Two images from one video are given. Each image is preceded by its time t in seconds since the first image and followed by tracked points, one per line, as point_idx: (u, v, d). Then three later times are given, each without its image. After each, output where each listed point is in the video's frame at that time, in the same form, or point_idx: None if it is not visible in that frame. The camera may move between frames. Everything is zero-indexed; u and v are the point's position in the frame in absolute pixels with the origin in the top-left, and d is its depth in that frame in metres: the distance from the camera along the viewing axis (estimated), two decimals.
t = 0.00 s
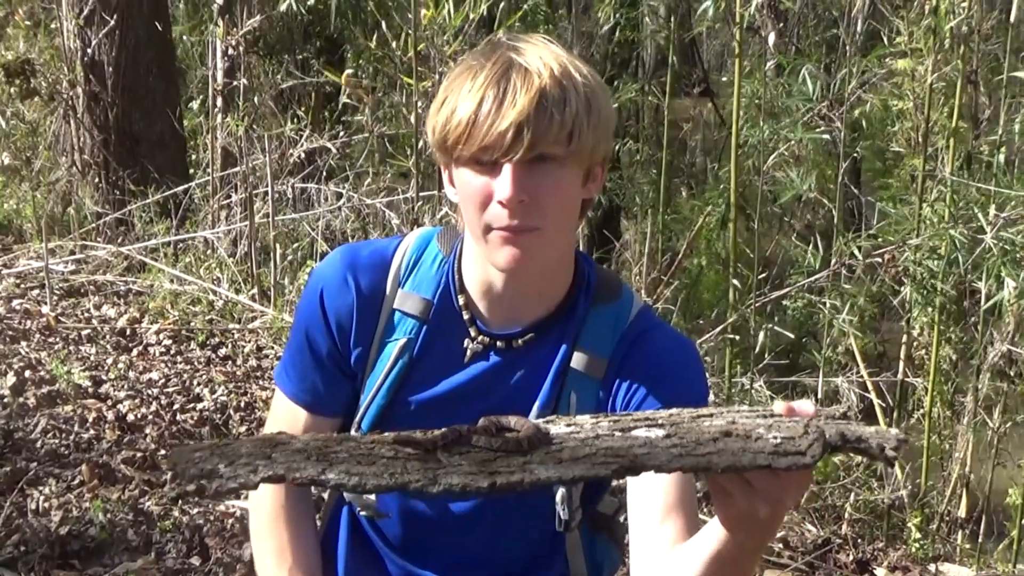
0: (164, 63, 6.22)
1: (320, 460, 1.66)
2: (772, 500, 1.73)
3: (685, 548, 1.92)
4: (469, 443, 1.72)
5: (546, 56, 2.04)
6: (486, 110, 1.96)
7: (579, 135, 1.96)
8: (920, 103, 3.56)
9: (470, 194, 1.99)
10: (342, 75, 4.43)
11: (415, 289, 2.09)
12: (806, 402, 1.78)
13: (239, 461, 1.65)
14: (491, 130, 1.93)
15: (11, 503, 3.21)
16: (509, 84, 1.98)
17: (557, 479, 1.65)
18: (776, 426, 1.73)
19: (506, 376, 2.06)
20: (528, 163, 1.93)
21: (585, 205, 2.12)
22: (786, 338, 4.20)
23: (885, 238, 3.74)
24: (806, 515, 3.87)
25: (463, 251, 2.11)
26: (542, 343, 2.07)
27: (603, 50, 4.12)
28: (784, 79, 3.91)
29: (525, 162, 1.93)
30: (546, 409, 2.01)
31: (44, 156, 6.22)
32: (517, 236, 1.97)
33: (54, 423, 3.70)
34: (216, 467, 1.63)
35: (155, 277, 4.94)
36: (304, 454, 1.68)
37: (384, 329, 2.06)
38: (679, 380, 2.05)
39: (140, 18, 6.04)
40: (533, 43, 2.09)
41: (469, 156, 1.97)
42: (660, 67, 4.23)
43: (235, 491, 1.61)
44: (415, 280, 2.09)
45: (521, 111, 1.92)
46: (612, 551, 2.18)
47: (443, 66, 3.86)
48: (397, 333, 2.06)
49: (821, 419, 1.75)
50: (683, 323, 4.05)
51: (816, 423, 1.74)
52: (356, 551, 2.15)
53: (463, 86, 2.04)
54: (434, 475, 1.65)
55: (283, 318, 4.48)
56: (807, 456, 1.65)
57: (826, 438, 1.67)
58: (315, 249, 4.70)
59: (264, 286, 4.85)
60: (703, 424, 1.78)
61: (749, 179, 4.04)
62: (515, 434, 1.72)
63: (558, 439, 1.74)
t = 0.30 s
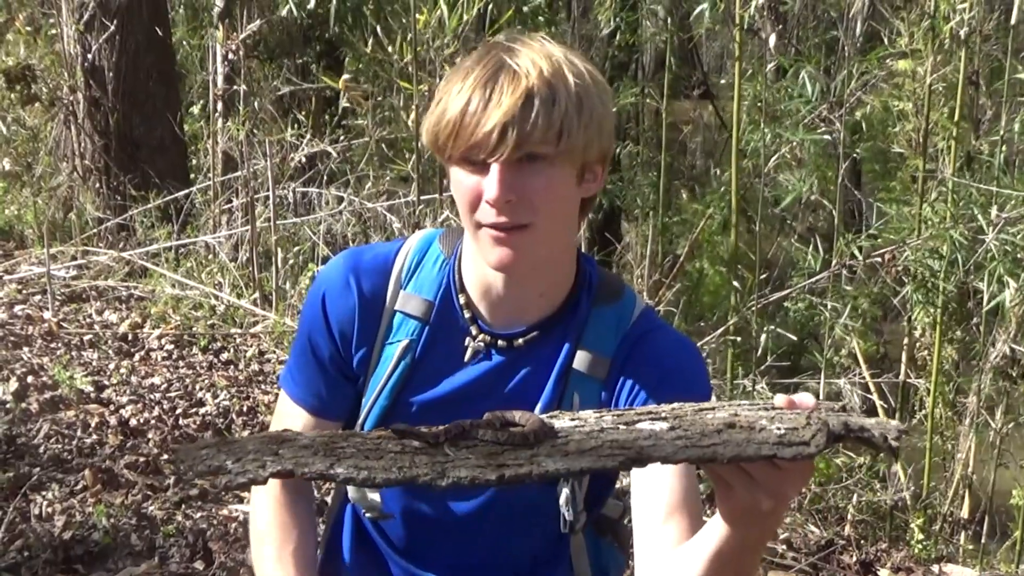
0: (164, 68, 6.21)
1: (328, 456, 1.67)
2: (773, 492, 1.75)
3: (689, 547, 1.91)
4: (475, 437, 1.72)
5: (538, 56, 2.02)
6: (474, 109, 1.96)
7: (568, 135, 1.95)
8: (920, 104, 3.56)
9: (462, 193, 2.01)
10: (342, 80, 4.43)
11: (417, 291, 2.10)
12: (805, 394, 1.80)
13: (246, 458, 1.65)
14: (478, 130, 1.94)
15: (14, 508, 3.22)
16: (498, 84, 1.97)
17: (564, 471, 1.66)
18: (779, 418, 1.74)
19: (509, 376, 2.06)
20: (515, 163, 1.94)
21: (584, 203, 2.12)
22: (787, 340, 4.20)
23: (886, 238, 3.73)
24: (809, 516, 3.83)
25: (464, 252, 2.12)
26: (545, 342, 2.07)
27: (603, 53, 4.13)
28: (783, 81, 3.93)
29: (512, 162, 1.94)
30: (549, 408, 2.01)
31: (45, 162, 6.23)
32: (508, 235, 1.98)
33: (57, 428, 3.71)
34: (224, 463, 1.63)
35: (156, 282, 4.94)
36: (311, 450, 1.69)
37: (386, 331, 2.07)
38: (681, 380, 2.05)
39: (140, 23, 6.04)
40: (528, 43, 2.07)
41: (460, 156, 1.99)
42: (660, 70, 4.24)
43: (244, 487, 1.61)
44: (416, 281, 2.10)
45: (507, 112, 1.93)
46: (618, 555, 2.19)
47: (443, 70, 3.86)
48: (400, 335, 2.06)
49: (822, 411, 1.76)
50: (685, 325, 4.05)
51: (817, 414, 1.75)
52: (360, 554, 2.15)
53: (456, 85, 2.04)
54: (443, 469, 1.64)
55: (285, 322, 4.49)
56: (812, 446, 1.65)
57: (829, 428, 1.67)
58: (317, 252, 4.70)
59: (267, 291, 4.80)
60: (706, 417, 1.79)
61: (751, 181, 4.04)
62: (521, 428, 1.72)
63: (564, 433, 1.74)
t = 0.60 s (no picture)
0: (163, 72, 6.22)
1: (320, 458, 1.65)
2: (765, 489, 1.76)
3: (687, 547, 1.90)
4: (467, 439, 1.72)
5: (539, 57, 2.04)
6: (483, 111, 1.96)
7: (576, 134, 1.98)
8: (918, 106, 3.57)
9: (469, 196, 2.00)
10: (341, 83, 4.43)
11: (414, 292, 2.11)
12: (796, 392, 1.82)
13: (238, 460, 1.64)
14: (489, 131, 1.94)
15: (14, 513, 3.22)
16: (504, 85, 1.98)
17: (557, 470, 1.65)
18: (770, 416, 1.77)
19: (507, 376, 2.05)
20: (527, 163, 1.95)
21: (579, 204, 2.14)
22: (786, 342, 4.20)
23: (885, 239, 3.73)
24: (809, 518, 3.83)
25: (460, 253, 2.13)
26: (542, 343, 2.06)
27: (601, 56, 4.13)
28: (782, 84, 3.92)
29: (524, 162, 1.95)
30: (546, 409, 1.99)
31: (44, 167, 6.23)
32: (518, 235, 1.98)
33: (57, 433, 3.71)
34: (216, 467, 1.62)
35: (156, 286, 4.94)
36: (303, 452, 1.67)
37: (382, 331, 2.08)
38: (682, 381, 2.04)
39: (138, 28, 6.05)
40: (524, 45, 2.09)
41: (468, 158, 1.98)
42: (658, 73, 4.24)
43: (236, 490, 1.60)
44: (413, 282, 2.11)
45: (519, 112, 1.93)
46: (618, 556, 2.19)
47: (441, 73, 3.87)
48: (396, 336, 2.07)
49: (812, 408, 1.79)
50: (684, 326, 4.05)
51: (808, 411, 1.77)
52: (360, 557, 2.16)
53: (458, 89, 2.04)
54: (435, 470, 1.64)
55: (285, 325, 4.49)
56: (803, 441, 1.66)
57: (820, 424, 1.69)
58: (316, 256, 4.71)
59: (265, 294, 4.85)
60: (697, 415, 1.81)
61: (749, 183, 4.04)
62: (512, 429, 1.72)
63: (556, 433, 1.75)
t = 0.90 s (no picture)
0: (162, 74, 6.22)
1: (322, 461, 1.63)
2: (765, 495, 1.74)
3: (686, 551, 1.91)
4: (469, 441, 1.72)
5: (533, 59, 2.04)
6: (477, 115, 1.97)
7: (572, 136, 1.98)
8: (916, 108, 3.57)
9: (465, 201, 2.01)
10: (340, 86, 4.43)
11: (412, 297, 2.11)
12: (796, 397, 1.83)
13: (240, 462, 1.62)
14: (484, 135, 1.95)
15: (13, 516, 3.22)
16: (498, 88, 1.98)
17: (558, 475, 1.64)
18: (771, 421, 1.77)
19: (506, 379, 2.05)
20: (523, 167, 1.95)
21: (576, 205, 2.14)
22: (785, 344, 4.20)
23: (883, 241, 3.73)
24: (808, 521, 3.83)
25: (459, 257, 2.13)
26: (540, 346, 2.06)
27: (600, 59, 4.14)
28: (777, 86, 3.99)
29: (520, 166, 1.95)
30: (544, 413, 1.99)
31: (42, 170, 6.21)
32: (513, 240, 1.99)
33: (56, 436, 3.71)
34: (218, 469, 1.60)
35: (155, 289, 4.94)
36: (306, 453, 1.66)
37: (381, 337, 2.08)
38: (679, 383, 2.04)
39: (137, 30, 6.06)
40: (518, 46, 2.09)
41: (463, 162, 1.99)
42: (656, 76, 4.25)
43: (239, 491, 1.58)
44: (411, 287, 2.11)
45: (514, 115, 1.94)
46: (619, 559, 2.19)
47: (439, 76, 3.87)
48: (394, 341, 2.07)
49: (812, 413, 1.79)
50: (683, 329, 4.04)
51: (808, 416, 1.78)
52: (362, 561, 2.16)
53: (452, 92, 2.04)
54: (438, 472, 1.62)
55: (284, 328, 4.49)
56: (804, 448, 1.66)
57: (821, 430, 1.69)
58: (315, 259, 4.70)
59: (264, 297, 4.87)
60: (697, 420, 1.81)
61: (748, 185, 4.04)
62: (514, 433, 1.72)
63: (558, 437, 1.75)
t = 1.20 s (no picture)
0: (159, 78, 6.24)
1: (321, 492, 1.64)
2: (763, 507, 1.75)
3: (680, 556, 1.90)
4: (469, 465, 1.73)
5: (526, 65, 2.05)
6: (471, 121, 1.97)
7: (565, 142, 1.98)
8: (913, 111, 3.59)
9: (458, 207, 2.00)
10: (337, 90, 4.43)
11: (407, 302, 2.11)
12: (791, 407, 1.82)
13: (238, 495, 1.63)
14: (477, 141, 1.94)
15: (10, 521, 3.23)
16: (491, 95, 1.98)
17: (558, 498, 1.65)
18: (767, 434, 1.79)
19: (501, 385, 2.06)
20: (516, 173, 1.95)
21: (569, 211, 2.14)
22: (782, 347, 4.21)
23: (880, 244, 3.74)
24: (806, 523, 3.85)
25: (453, 264, 2.12)
26: (534, 351, 2.06)
27: (597, 64, 4.15)
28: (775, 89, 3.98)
29: (513, 172, 1.95)
30: (538, 419, 2.00)
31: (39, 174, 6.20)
32: (507, 246, 1.98)
33: (53, 440, 3.71)
34: (215, 501, 1.61)
35: (152, 293, 4.94)
36: (304, 483, 1.67)
37: (376, 342, 2.09)
38: (675, 387, 2.04)
39: (134, 34, 6.07)
40: (511, 53, 2.10)
41: (456, 168, 1.98)
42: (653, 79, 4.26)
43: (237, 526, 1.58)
44: (405, 293, 2.12)
45: (507, 121, 1.94)
46: (614, 562, 2.18)
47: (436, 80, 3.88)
48: (389, 347, 2.08)
49: (808, 424, 1.80)
50: (680, 334, 4.05)
51: (804, 428, 1.79)
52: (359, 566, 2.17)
53: (445, 97, 2.04)
54: (438, 500, 1.64)
55: (282, 332, 4.49)
56: (802, 462, 1.67)
57: (819, 443, 1.70)
58: (313, 263, 4.71)
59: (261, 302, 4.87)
60: (695, 435, 1.82)
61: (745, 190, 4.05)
62: (512, 454, 1.74)
63: (556, 458, 1.76)
